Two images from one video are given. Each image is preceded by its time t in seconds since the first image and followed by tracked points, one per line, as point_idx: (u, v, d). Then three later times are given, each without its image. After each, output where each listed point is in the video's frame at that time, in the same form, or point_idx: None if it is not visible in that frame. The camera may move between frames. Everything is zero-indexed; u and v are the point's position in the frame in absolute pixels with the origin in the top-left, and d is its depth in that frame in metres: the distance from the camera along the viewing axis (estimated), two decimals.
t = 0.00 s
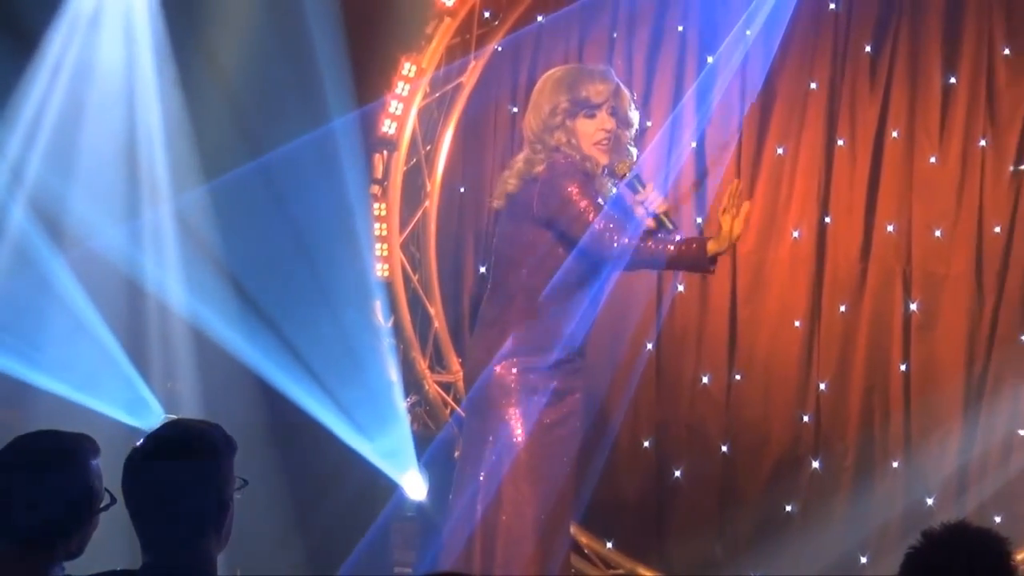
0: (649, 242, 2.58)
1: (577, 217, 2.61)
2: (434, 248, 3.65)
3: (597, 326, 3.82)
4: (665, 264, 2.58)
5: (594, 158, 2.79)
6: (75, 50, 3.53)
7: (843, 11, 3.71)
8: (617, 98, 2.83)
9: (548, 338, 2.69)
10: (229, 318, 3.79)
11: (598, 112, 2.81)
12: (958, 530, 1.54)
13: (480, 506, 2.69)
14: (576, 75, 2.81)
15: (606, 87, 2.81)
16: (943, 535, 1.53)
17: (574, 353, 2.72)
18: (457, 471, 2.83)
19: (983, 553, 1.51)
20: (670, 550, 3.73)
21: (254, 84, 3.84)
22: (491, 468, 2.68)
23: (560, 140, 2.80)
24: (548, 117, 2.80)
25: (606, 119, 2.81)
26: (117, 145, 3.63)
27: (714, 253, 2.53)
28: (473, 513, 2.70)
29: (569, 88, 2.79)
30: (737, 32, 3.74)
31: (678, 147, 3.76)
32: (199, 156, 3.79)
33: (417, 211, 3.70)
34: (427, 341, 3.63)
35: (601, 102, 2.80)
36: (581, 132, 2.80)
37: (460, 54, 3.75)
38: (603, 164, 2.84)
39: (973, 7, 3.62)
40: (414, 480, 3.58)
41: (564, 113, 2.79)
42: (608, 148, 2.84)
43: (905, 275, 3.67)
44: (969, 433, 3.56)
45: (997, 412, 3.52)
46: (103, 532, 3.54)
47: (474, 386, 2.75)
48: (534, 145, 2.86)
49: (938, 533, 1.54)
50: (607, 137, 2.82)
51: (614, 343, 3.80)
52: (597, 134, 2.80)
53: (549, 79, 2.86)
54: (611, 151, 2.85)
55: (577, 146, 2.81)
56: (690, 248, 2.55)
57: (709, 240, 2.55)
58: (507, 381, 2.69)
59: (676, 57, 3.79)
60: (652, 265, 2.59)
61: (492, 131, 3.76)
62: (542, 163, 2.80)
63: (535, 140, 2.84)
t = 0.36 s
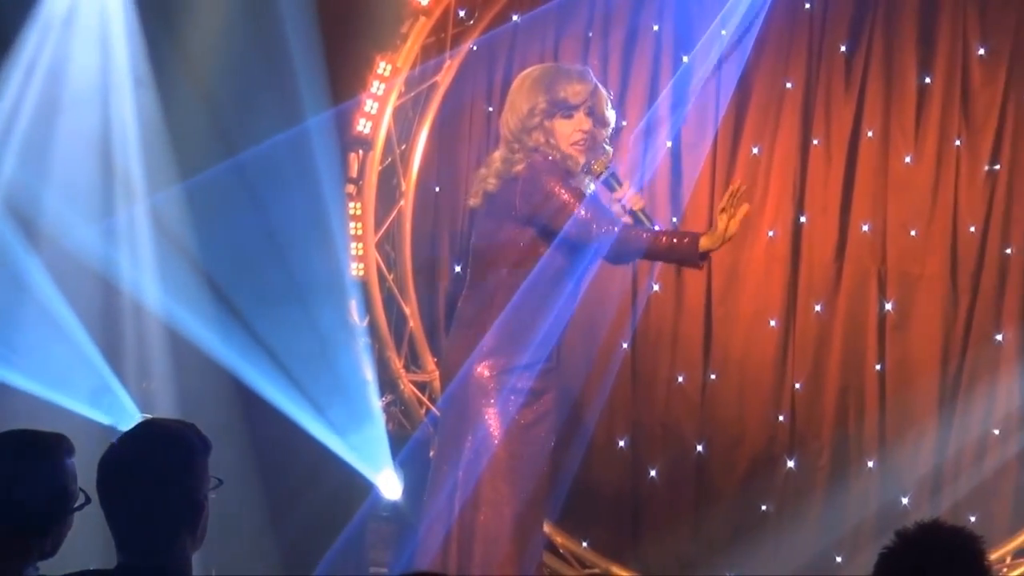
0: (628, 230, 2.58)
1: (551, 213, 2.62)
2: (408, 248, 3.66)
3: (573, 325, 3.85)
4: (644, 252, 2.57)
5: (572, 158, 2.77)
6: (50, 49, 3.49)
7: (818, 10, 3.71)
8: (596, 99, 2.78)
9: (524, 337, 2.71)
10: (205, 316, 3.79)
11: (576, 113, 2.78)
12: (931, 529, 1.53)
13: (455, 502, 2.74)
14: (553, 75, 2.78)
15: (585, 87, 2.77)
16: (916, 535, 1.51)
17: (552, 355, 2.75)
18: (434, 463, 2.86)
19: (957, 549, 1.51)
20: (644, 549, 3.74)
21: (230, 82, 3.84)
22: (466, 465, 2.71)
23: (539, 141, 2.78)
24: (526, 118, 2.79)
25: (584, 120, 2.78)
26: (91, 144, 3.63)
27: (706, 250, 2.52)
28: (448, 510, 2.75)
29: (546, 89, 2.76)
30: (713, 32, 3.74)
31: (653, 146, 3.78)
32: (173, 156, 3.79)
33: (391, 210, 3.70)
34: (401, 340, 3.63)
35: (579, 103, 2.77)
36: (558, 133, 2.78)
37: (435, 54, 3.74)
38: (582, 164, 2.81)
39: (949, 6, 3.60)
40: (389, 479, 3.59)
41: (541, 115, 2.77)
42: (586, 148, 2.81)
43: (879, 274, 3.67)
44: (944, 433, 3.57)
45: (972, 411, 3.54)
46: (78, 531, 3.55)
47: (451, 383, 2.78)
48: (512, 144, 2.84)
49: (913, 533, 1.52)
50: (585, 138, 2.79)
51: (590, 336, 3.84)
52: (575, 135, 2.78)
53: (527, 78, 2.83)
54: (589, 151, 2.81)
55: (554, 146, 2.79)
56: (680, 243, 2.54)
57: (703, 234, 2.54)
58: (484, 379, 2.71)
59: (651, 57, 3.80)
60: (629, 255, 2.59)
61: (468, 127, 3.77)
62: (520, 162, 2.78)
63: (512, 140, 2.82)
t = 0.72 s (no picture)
0: (604, 225, 2.62)
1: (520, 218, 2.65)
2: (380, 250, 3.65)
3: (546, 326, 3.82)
4: (619, 248, 2.63)
5: (547, 158, 2.77)
6: (20, 51, 3.55)
7: (789, 12, 3.71)
8: (571, 101, 2.80)
9: (497, 337, 2.72)
10: (175, 319, 3.79)
11: (550, 114, 2.79)
12: (902, 532, 1.49)
13: (428, 503, 2.73)
14: (528, 75, 2.79)
15: (561, 88, 2.78)
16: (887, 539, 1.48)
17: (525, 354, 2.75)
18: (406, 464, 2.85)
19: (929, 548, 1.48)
20: (616, 550, 3.74)
21: (202, 84, 3.84)
22: (441, 464, 2.71)
23: (513, 141, 2.78)
24: (500, 118, 2.79)
25: (558, 120, 2.79)
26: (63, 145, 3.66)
27: (686, 249, 2.57)
28: (420, 512, 2.75)
29: (521, 90, 2.77)
30: (684, 33, 3.74)
31: (626, 149, 3.77)
32: (146, 159, 3.80)
33: (364, 211, 3.72)
34: (374, 343, 3.67)
35: (554, 103, 2.77)
36: (533, 133, 2.78)
37: (407, 56, 3.75)
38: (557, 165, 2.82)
39: (919, 8, 3.64)
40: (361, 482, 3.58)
41: (514, 115, 2.77)
42: (561, 149, 2.81)
43: (851, 276, 3.69)
44: (915, 434, 3.61)
45: (944, 412, 3.59)
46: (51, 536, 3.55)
47: (423, 386, 2.75)
48: (486, 144, 2.84)
49: (886, 537, 1.48)
50: (560, 138, 2.80)
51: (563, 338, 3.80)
52: (550, 135, 2.79)
53: (502, 79, 2.84)
54: (563, 152, 2.82)
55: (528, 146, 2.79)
56: (660, 241, 2.59)
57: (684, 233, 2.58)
58: (461, 381, 2.71)
59: (623, 59, 3.79)
60: (605, 251, 2.64)
61: (440, 129, 3.80)
62: (496, 162, 2.77)
63: (487, 141, 2.83)
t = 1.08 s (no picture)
0: (571, 240, 2.62)
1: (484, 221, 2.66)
2: (352, 252, 3.65)
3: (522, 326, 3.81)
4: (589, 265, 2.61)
5: (520, 158, 2.75)
6: None
7: (760, 12, 3.71)
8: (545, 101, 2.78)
9: (469, 337, 2.70)
10: (146, 320, 3.79)
11: (523, 114, 2.77)
12: (872, 531, 1.55)
13: (401, 503, 2.73)
14: (500, 76, 2.78)
15: (534, 88, 2.77)
16: (859, 537, 1.53)
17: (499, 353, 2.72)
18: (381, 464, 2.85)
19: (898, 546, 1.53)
20: (588, 551, 3.74)
21: (171, 84, 3.88)
22: (412, 463, 2.70)
23: (485, 141, 2.78)
24: (473, 119, 2.79)
25: (532, 120, 2.77)
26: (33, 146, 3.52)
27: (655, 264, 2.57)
28: (392, 512, 2.74)
29: (493, 90, 2.77)
30: (655, 34, 3.74)
31: (597, 150, 3.76)
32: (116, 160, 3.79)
33: (335, 214, 3.74)
34: (345, 344, 3.66)
35: (527, 104, 2.76)
36: (507, 134, 2.77)
37: (378, 56, 3.77)
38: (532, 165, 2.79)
39: (890, 8, 3.64)
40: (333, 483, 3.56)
41: (487, 115, 2.77)
42: (535, 149, 2.79)
43: (822, 276, 3.70)
44: (888, 435, 3.60)
45: (915, 412, 3.59)
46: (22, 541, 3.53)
47: (398, 381, 2.76)
48: (460, 145, 2.84)
49: (857, 537, 1.53)
50: (533, 138, 2.78)
51: (536, 341, 3.80)
52: (523, 135, 2.77)
53: (477, 79, 2.83)
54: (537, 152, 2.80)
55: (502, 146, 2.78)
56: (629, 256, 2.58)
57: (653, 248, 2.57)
58: (435, 381, 2.70)
59: (594, 60, 3.78)
60: (576, 264, 2.62)
61: (411, 131, 3.81)
62: (469, 163, 2.80)
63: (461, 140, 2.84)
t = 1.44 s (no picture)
0: (547, 263, 2.67)
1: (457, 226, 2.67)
2: (331, 255, 3.67)
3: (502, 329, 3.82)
4: (564, 285, 2.68)
5: (498, 163, 2.74)
6: None
7: (737, 15, 3.73)
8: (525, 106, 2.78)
9: (446, 341, 2.71)
10: (125, 323, 3.81)
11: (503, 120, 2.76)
12: (852, 533, 1.53)
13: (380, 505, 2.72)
14: (482, 80, 2.77)
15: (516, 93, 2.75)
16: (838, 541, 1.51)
17: (477, 357, 2.72)
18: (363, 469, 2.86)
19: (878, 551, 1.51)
20: (568, 551, 3.76)
21: (151, 88, 3.90)
22: (392, 465, 2.70)
23: (464, 145, 2.77)
24: (453, 123, 2.78)
25: (512, 125, 2.76)
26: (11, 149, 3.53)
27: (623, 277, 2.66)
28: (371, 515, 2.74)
29: (474, 94, 2.75)
30: (633, 37, 3.76)
31: (575, 152, 3.78)
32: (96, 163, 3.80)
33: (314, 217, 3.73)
34: (325, 346, 3.68)
35: (507, 109, 2.75)
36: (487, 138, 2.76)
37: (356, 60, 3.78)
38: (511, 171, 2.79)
39: (867, 11, 3.65)
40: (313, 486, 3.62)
41: (467, 118, 2.76)
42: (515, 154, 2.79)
43: (800, 279, 3.70)
44: (865, 435, 3.63)
45: (892, 413, 3.61)
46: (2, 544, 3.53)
47: (377, 385, 2.77)
48: (439, 148, 2.84)
49: (836, 540, 1.51)
50: (513, 142, 2.77)
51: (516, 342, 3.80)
52: (503, 140, 2.76)
53: (458, 82, 2.81)
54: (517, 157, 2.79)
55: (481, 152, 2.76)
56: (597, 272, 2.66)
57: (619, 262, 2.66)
58: (415, 383, 2.71)
59: (572, 63, 3.79)
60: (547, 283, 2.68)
61: (390, 134, 3.82)
62: (447, 167, 2.79)
63: (440, 144, 2.82)
